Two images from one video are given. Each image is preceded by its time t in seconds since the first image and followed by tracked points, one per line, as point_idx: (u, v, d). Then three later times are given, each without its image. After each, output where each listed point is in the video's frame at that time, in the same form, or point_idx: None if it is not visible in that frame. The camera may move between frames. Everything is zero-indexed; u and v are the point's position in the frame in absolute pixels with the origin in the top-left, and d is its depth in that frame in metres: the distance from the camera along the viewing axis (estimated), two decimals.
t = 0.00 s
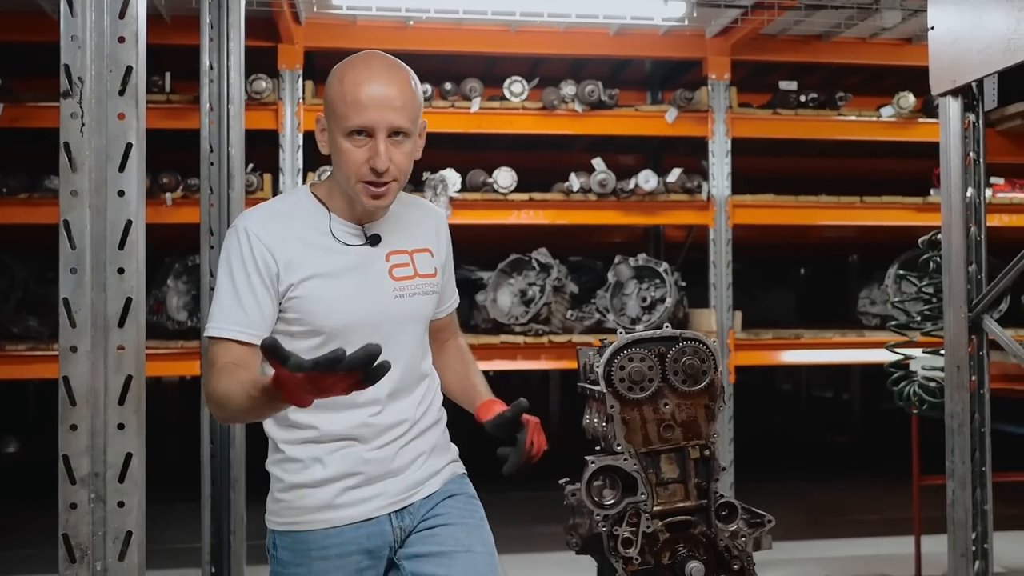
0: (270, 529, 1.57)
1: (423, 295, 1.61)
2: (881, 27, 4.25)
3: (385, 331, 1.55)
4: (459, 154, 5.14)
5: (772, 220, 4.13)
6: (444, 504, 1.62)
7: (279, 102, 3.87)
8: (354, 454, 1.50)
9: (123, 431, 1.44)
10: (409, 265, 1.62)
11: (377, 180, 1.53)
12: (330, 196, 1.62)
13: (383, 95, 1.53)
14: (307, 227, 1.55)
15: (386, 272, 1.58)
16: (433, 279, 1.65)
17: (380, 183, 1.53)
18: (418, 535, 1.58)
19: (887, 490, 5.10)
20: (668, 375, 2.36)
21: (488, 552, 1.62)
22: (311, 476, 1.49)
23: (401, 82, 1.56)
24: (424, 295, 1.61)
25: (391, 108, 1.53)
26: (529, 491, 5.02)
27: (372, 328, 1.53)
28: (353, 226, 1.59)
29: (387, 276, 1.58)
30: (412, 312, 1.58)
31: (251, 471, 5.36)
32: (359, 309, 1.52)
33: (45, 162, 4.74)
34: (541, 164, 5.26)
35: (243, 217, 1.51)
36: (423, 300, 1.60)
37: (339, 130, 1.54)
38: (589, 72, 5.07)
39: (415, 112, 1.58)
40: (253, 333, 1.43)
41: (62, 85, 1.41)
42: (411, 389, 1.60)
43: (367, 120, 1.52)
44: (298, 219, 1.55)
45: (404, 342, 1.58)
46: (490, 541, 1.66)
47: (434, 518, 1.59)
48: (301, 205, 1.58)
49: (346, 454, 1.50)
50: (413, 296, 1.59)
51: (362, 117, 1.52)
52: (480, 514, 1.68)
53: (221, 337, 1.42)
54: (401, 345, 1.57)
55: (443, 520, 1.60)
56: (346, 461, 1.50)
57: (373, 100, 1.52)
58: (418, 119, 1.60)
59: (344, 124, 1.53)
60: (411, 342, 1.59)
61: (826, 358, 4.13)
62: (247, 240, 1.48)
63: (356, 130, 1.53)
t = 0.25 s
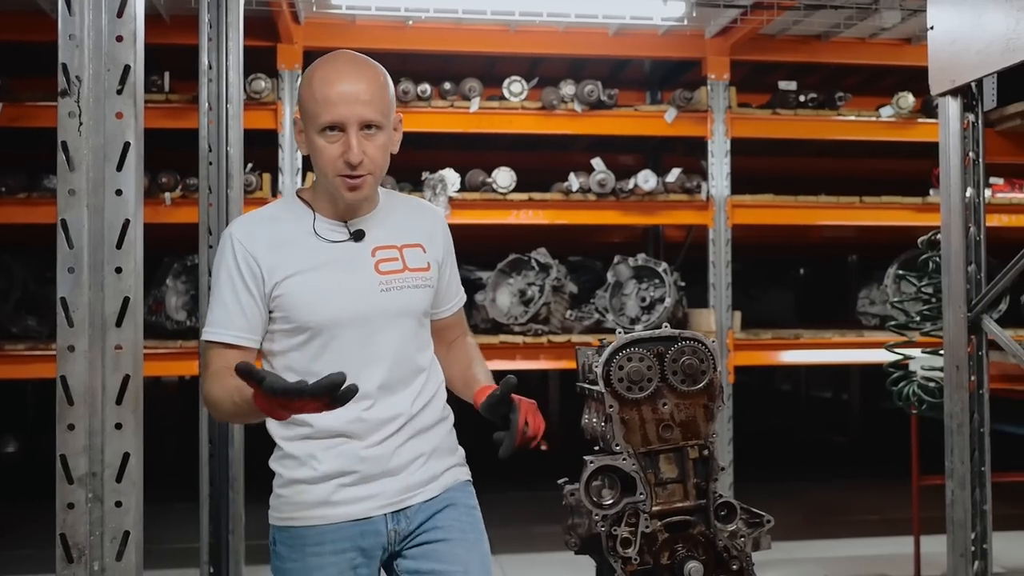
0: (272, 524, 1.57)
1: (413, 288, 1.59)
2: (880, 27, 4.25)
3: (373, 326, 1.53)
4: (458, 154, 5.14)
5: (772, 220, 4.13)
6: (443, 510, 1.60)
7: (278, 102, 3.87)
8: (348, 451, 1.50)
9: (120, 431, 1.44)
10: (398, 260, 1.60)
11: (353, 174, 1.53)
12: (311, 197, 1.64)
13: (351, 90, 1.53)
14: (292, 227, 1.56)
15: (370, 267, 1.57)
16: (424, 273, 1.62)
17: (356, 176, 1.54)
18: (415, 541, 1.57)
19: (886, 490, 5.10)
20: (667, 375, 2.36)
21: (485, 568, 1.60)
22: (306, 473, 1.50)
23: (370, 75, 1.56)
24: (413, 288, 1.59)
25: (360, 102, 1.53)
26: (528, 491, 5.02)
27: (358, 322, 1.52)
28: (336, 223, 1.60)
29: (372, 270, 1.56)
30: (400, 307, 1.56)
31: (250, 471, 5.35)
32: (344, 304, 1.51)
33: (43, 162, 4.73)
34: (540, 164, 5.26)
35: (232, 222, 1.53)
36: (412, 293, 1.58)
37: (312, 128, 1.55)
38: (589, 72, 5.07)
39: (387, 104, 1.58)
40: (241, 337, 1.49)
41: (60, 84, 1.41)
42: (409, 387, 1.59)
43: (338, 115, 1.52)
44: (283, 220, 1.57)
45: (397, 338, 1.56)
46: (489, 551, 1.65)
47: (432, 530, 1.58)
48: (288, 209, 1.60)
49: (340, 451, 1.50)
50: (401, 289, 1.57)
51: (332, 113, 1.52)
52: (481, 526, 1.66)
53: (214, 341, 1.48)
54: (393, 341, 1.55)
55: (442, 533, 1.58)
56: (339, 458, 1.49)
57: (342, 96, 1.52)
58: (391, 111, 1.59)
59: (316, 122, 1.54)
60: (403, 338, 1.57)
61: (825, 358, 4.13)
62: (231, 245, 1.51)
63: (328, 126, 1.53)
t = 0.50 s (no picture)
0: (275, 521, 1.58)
1: (413, 286, 1.56)
2: (879, 27, 4.26)
3: (372, 324, 1.52)
4: (456, 155, 5.14)
5: (770, 220, 4.13)
6: (442, 521, 1.57)
7: (276, 102, 3.86)
8: (348, 450, 1.51)
9: (117, 431, 1.44)
10: (398, 258, 1.58)
11: (348, 169, 1.54)
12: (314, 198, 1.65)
13: (344, 87, 1.53)
14: (296, 228, 1.57)
15: (369, 264, 1.55)
16: (425, 271, 1.59)
17: (352, 171, 1.54)
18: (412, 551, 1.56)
19: (883, 490, 5.11)
20: (665, 375, 2.36)
21: None
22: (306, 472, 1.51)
23: (365, 72, 1.56)
24: (413, 286, 1.56)
25: (352, 98, 1.53)
26: (526, 491, 5.02)
27: (356, 321, 1.51)
28: (337, 222, 1.60)
29: (371, 268, 1.55)
30: (398, 305, 1.54)
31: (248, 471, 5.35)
32: (342, 302, 1.50)
33: (40, 161, 4.73)
34: (539, 164, 5.26)
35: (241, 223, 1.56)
36: (412, 291, 1.55)
37: (308, 127, 1.56)
38: (587, 72, 5.07)
39: (382, 99, 1.57)
40: (245, 337, 1.52)
41: (56, 83, 1.40)
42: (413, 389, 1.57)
43: (331, 113, 1.53)
44: (288, 221, 1.58)
45: (398, 338, 1.54)
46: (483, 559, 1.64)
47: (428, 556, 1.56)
48: (294, 210, 1.62)
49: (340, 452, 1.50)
50: (400, 287, 1.55)
51: (326, 111, 1.53)
52: (479, 544, 1.64)
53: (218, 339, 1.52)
54: (394, 341, 1.53)
55: (438, 555, 1.56)
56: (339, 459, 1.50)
57: (336, 93, 1.53)
58: (386, 107, 1.59)
59: (311, 120, 1.55)
60: (405, 338, 1.55)
61: (822, 358, 4.13)
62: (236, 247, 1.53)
63: (322, 124, 1.54)
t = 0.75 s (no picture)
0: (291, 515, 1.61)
1: (433, 287, 1.57)
2: (876, 27, 4.26)
3: (393, 323, 1.53)
4: (454, 154, 5.13)
5: (768, 220, 4.13)
6: (453, 523, 1.57)
7: (274, 102, 3.86)
8: (367, 448, 1.52)
9: (114, 431, 1.44)
10: (419, 258, 1.59)
11: (378, 160, 1.54)
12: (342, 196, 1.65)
13: (376, 82, 1.55)
14: (319, 226, 1.59)
15: (390, 264, 1.57)
16: (445, 272, 1.60)
17: (381, 162, 1.55)
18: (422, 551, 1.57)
19: (881, 489, 5.11)
20: (662, 374, 2.36)
21: None
22: (324, 467, 1.53)
23: (396, 70, 1.58)
24: (433, 286, 1.57)
25: (386, 94, 1.55)
26: (524, 491, 5.02)
27: (377, 319, 1.52)
28: (363, 221, 1.62)
29: (391, 267, 1.56)
30: (416, 305, 1.55)
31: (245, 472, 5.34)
32: (364, 300, 1.52)
33: (37, 161, 4.72)
34: (537, 164, 5.26)
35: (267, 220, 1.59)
36: (431, 292, 1.57)
37: (338, 119, 1.57)
38: (584, 71, 5.07)
39: (413, 97, 1.59)
40: (268, 331, 1.55)
41: (53, 83, 1.40)
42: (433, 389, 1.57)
43: (364, 105, 1.54)
44: (312, 218, 1.60)
45: (418, 338, 1.55)
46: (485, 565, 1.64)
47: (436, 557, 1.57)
48: (320, 207, 1.64)
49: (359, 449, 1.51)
50: (420, 287, 1.56)
51: (359, 104, 1.55)
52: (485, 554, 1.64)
53: (244, 333, 1.55)
54: (414, 341, 1.54)
55: (446, 557, 1.57)
56: (358, 456, 1.52)
57: (367, 87, 1.54)
58: (417, 108, 1.61)
59: (343, 113, 1.56)
60: (425, 338, 1.55)
61: (820, 357, 4.14)
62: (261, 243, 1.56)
63: (355, 116, 1.56)
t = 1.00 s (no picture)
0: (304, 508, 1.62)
1: (445, 287, 1.58)
2: (874, 27, 4.26)
3: (405, 321, 1.54)
4: (453, 154, 5.13)
5: (766, 220, 4.13)
6: (459, 518, 1.58)
7: (272, 101, 3.85)
8: (379, 443, 1.52)
9: (111, 430, 1.43)
10: (433, 258, 1.60)
11: (404, 157, 1.56)
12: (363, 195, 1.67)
13: (407, 82, 1.58)
14: (336, 223, 1.61)
15: (404, 263, 1.58)
16: (459, 273, 1.61)
17: (408, 158, 1.57)
18: (428, 545, 1.58)
19: (879, 490, 5.12)
20: (660, 374, 2.36)
21: None
22: (335, 459, 1.55)
23: (425, 75, 1.62)
24: (445, 286, 1.58)
25: (416, 94, 1.58)
26: (523, 491, 5.02)
27: (390, 316, 1.54)
28: (379, 220, 1.63)
29: (405, 266, 1.57)
30: (428, 304, 1.56)
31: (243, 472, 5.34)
32: (377, 297, 1.54)
33: (35, 161, 4.72)
34: (536, 164, 5.26)
35: (285, 218, 1.62)
36: (443, 292, 1.58)
37: (366, 116, 1.59)
38: (583, 72, 5.07)
39: (439, 100, 1.62)
40: (283, 325, 1.57)
41: (51, 82, 1.40)
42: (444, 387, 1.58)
43: (395, 104, 1.57)
44: (330, 216, 1.62)
45: (429, 335, 1.56)
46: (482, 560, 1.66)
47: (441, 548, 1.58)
48: (338, 205, 1.65)
49: (371, 443, 1.52)
50: (432, 286, 1.57)
51: (389, 102, 1.57)
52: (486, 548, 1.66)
53: (263, 325, 1.57)
54: (425, 338, 1.55)
55: (449, 549, 1.58)
56: (369, 450, 1.53)
57: (398, 87, 1.57)
58: (442, 113, 1.64)
59: (373, 109, 1.58)
60: (436, 336, 1.56)
61: (818, 358, 4.14)
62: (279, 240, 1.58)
63: (384, 113, 1.58)
